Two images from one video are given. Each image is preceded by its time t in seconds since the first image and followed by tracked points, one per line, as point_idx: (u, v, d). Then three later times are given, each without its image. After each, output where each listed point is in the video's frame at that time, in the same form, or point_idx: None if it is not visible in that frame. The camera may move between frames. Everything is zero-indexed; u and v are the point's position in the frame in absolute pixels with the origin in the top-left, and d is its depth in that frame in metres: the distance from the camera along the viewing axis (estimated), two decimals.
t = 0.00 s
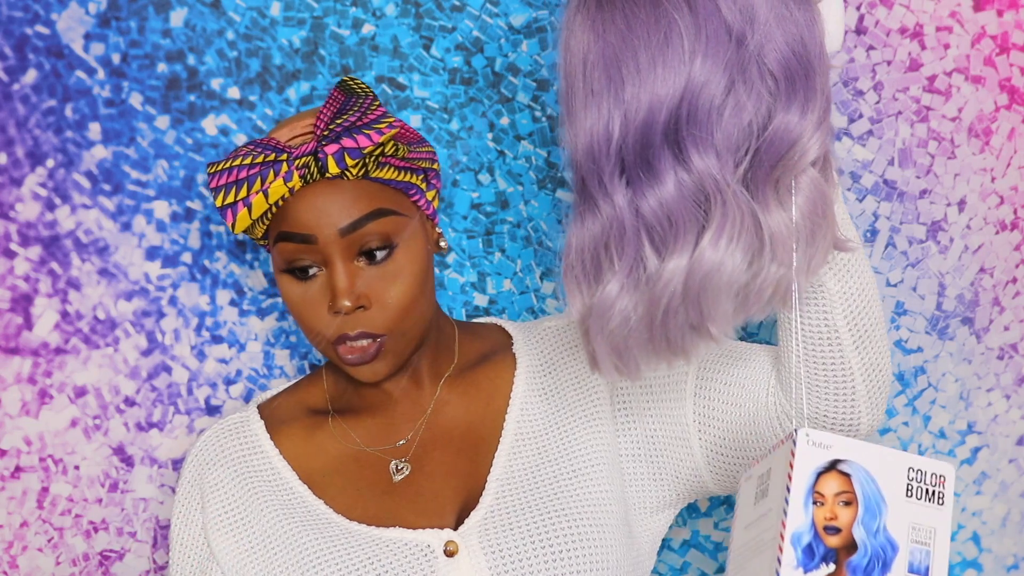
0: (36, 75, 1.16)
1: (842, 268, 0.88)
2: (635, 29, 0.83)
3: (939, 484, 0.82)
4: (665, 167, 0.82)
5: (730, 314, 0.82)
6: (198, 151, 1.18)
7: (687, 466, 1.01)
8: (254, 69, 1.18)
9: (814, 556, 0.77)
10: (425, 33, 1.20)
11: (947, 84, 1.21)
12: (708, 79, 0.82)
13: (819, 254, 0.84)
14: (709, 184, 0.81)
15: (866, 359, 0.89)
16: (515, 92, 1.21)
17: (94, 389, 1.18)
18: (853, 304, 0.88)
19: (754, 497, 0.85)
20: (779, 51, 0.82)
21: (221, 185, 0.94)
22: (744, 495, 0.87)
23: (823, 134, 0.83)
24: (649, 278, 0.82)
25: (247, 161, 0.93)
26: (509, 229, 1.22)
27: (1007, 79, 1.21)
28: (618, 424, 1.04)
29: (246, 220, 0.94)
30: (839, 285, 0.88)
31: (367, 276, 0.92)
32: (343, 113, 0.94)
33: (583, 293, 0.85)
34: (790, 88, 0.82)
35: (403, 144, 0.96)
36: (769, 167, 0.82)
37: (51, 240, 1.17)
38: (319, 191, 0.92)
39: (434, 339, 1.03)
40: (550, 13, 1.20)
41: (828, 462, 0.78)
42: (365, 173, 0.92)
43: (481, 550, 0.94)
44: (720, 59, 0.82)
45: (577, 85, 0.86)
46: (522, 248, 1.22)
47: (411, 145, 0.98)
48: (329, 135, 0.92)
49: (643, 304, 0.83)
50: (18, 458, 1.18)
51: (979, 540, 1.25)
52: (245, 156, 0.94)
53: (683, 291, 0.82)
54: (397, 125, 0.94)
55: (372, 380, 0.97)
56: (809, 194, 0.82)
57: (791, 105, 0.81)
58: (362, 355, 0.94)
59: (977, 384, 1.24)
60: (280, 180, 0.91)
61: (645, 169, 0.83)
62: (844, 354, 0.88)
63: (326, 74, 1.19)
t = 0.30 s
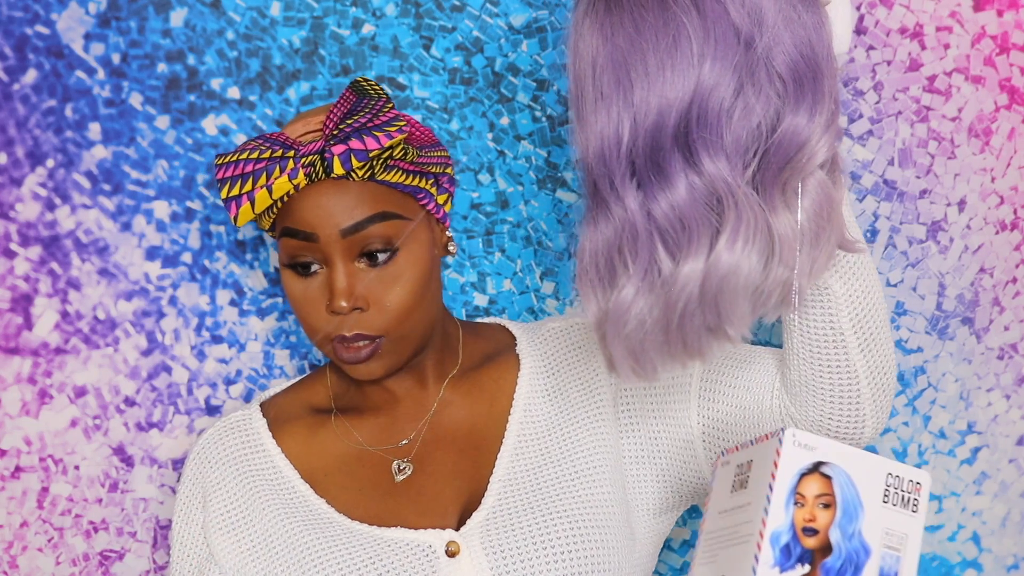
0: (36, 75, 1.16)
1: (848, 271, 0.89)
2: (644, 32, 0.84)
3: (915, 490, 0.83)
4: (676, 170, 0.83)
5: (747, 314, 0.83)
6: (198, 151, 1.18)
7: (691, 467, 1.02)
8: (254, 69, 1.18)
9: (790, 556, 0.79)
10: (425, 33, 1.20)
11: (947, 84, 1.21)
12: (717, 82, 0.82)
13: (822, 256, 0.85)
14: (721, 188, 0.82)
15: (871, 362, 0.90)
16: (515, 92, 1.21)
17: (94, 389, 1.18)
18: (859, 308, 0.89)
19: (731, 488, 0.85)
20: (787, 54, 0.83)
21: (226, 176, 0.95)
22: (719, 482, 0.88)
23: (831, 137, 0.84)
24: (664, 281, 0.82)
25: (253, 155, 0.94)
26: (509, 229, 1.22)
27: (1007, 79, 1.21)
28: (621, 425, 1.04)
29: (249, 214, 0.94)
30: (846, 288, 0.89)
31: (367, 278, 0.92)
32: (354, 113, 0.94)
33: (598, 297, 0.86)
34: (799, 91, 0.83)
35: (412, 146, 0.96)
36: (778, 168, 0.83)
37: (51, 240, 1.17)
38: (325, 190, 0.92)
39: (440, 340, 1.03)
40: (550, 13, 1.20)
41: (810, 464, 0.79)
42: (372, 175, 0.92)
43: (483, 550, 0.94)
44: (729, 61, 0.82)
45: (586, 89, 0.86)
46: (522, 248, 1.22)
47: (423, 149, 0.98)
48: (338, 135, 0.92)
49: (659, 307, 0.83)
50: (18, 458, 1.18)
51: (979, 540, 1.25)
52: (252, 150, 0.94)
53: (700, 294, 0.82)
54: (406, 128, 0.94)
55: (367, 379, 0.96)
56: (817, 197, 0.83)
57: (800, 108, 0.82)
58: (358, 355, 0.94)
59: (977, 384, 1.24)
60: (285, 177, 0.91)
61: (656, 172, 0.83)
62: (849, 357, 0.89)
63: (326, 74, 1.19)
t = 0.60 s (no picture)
0: (36, 75, 1.16)
1: (854, 275, 0.90)
2: (652, 39, 0.85)
3: (906, 491, 0.85)
4: (681, 176, 0.84)
5: (748, 322, 0.85)
6: (198, 151, 1.18)
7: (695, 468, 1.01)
8: (254, 69, 1.18)
9: (785, 558, 0.80)
10: (425, 34, 1.20)
11: (947, 84, 1.21)
12: (724, 89, 0.84)
13: (824, 263, 0.86)
14: (725, 195, 0.83)
15: (877, 367, 0.91)
16: (515, 92, 1.21)
17: (94, 388, 1.18)
18: (864, 313, 0.90)
19: (727, 480, 0.87)
20: (795, 62, 0.84)
21: (235, 169, 0.96)
22: (716, 473, 0.89)
23: (838, 145, 0.85)
24: (666, 287, 0.85)
25: (262, 150, 0.95)
26: (509, 229, 1.22)
27: (1007, 79, 1.21)
28: (625, 426, 1.04)
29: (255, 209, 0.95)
30: (852, 292, 0.89)
31: (369, 277, 0.92)
32: (363, 112, 0.95)
33: (598, 302, 0.88)
34: (806, 98, 0.84)
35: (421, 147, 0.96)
36: (784, 176, 0.84)
37: (51, 240, 1.17)
38: (331, 188, 0.93)
39: (447, 340, 1.02)
40: (550, 13, 1.20)
41: (807, 468, 0.81)
42: (378, 175, 0.93)
43: (485, 550, 0.95)
44: (736, 68, 0.84)
45: (593, 94, 0.88)
46: (522, 248, 1.22)
47: (432, 151, 0.98)
48: (346, 134, 0.93)
49: (661, 312, 0.85)
50: (19, 458, 1.18)
51: (979, 540, 1.25)
52: (262, 145, 0.95)
53: (701, 300, 0.84)
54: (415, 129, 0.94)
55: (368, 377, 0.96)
56: (821, 206, 0.85)
57: (807, 116, 0.84)
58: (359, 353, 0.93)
59: (977, 384, 1.24)
60: (291, 173, 0.92)
61: (662, 178, 0.85)
62: (855, 362, 0.90)
63: (326, 74, 1.19)
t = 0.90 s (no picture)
0: (36, 75, 1.16)
1: (863, 271, 0.90)
2: (661, 35, 0.86)
3: (937, 482, 0.84)
4: (692, 171, 0.85)
5: (761, 315, 0.84)
6: (198, 151, 1.18)
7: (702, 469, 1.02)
8: (254, 69, 1.18)
9: (824, 555, 0.80)
10: (425, 34, 1.20)
11: (947, 84, 1.21)
12: (733, 83, 0.84)
13: (840, 257, 0.86)
14: (736, 188, 0.84)
15: (885, 362, 0.91)
16: (515, 92, 1.21)
17: (94, 388, 1.18)
18: (873, 308, 0.90)
19: (752, 490, 0.86)
20: (803, 55, 0.85)
21: (255, 165, 0.96)
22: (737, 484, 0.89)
23: (848, 138, 0.85)
24: (678, 282, 0.85)
25: (282, 147, 0.95)
26: (509, 229, 1.22)
27: (1007, 79, 1.21)
28: (632, 426, 1.04)
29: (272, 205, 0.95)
30: (861, 288, 0.90)
31: (383, 280, 0.92)
32: (386, 116, 0.95)
33: (611, 299, 0.88)
34: (815, 92, 0.85)
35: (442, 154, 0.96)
36: (795, 169, 0.84)
37: (51, 240, 1.17)
38: (350, 189, 0.93)
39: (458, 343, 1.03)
40: (550, 13, 1.21)
41: (836, 463, 0.81)
42: (399, 181, 0.93)
43: (488, 549, 0.95)
44: (745, 63, 0.84)
45: (602, 92, 0.88)
46: (522, 248, 1.22)
47: (453, 157, 0.98)
48: (367, 137, 0.93)
49: (673, 308, 0.85)
50: (18, 458, 1.18)
51: (979, 540, 1.25)
52: (282, 141, 0.95)
53: (715, 293, 0.84)
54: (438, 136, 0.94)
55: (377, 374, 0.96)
56: (833, 196, 0.85)
57: (816, 109, 0.84)
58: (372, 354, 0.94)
59: (977, 384, 1.24)
60: (310, 173, 0.92)
61: (672, 173, 0.85)
62: (863, 357, 0.90)
63: (326, 74, 1.19)
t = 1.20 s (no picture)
0: (36, 75, 1.16)
1: (865, 264, 0.92)
2: (661, 38, 0.86)
3: (948, 476, 0.85)
4: (696, 174, 0.85)
5: (770, 315, 0.85)
6: (198, 151, 1.18)
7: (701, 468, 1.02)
8: (254, 69, 1.18)
9: (851, 552, 0.80)
10: (425, 33, 1.20)
11: (947, 84, 1.21)
12: (735, 84, 0.84)
13: (848, 252, 0.87)
14: (741, 189, 0.84)
15: (887, 355, 0.92)
16: (515, 92, 1.21)
17: (94, 388, 1.18)
18: (874, 300, 0.92)
19: (763, 495, 0.85)
20: (804, 53, 0.85)
21: (273, 153, 0.96)
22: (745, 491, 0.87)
23: (851, 134, 0.85)
24: (686, 285, 0.85)
25: (303, 137, 0.95)
26: (509, 229, 1.22)
27: (1007, 79, 1.21)
28: (632, 424, 1.04)
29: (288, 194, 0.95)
30: (863, 281, 0.92)
31: (395, 276, 0.93)
32: (409, 112, 0.95)
33: (620, 302, 0.88)
34: (817, 89, 0.85)
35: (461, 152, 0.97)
36: (799, 167, 0.85)
37: (51, 240, 1.17)
38: (368, 184, 0.93)
39: (462, 343, 1.03)
40: (550, 13, 1.21)
41: (853, 462, 0.81)
42: (417, 177, 0.93)
43: (486, 547, 0.95)
44: (746, 62, 0.84)
45: (602, 96, 0.88)
46: (523, 248, 1.22)
47: (472, 157, 0.98)
48: (389, 132, 0.93)
49: (682, 310, 0.85)
50: (19, 458, 1.18)
51: (979, 540, 1.25)
52: (302, 131, 0.95)
53: (723, 295, 0.84)
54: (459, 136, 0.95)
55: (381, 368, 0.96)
56: (837, 194, 0.86)
57: (818, 108, 0.84)
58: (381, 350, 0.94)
59: (977, 384, 1.24)
60: (330, 164, 0.93)
61: (677, 176, 0.85)
62: (865, 349, 0.92)
63: (326, 74, 1.19)
